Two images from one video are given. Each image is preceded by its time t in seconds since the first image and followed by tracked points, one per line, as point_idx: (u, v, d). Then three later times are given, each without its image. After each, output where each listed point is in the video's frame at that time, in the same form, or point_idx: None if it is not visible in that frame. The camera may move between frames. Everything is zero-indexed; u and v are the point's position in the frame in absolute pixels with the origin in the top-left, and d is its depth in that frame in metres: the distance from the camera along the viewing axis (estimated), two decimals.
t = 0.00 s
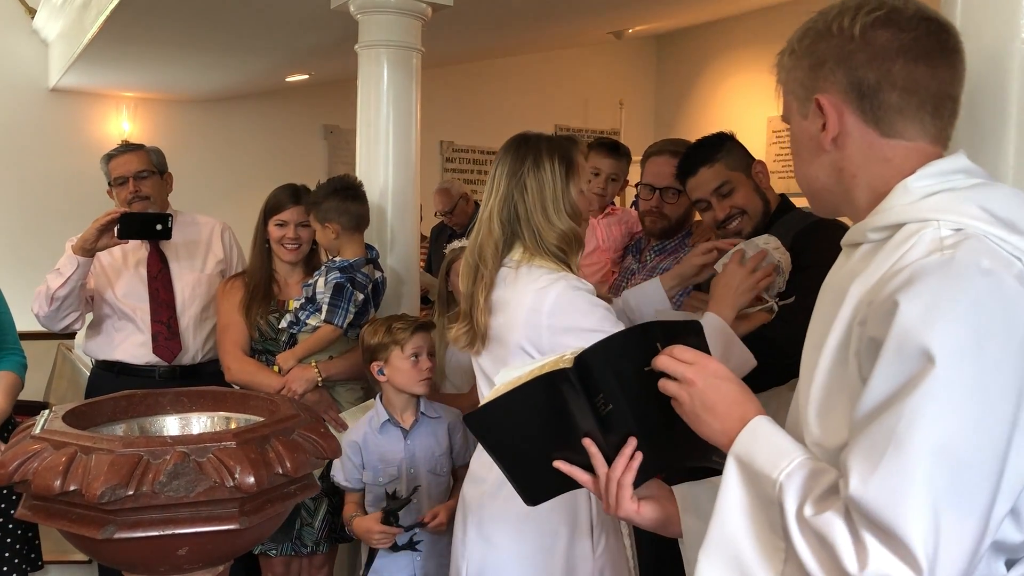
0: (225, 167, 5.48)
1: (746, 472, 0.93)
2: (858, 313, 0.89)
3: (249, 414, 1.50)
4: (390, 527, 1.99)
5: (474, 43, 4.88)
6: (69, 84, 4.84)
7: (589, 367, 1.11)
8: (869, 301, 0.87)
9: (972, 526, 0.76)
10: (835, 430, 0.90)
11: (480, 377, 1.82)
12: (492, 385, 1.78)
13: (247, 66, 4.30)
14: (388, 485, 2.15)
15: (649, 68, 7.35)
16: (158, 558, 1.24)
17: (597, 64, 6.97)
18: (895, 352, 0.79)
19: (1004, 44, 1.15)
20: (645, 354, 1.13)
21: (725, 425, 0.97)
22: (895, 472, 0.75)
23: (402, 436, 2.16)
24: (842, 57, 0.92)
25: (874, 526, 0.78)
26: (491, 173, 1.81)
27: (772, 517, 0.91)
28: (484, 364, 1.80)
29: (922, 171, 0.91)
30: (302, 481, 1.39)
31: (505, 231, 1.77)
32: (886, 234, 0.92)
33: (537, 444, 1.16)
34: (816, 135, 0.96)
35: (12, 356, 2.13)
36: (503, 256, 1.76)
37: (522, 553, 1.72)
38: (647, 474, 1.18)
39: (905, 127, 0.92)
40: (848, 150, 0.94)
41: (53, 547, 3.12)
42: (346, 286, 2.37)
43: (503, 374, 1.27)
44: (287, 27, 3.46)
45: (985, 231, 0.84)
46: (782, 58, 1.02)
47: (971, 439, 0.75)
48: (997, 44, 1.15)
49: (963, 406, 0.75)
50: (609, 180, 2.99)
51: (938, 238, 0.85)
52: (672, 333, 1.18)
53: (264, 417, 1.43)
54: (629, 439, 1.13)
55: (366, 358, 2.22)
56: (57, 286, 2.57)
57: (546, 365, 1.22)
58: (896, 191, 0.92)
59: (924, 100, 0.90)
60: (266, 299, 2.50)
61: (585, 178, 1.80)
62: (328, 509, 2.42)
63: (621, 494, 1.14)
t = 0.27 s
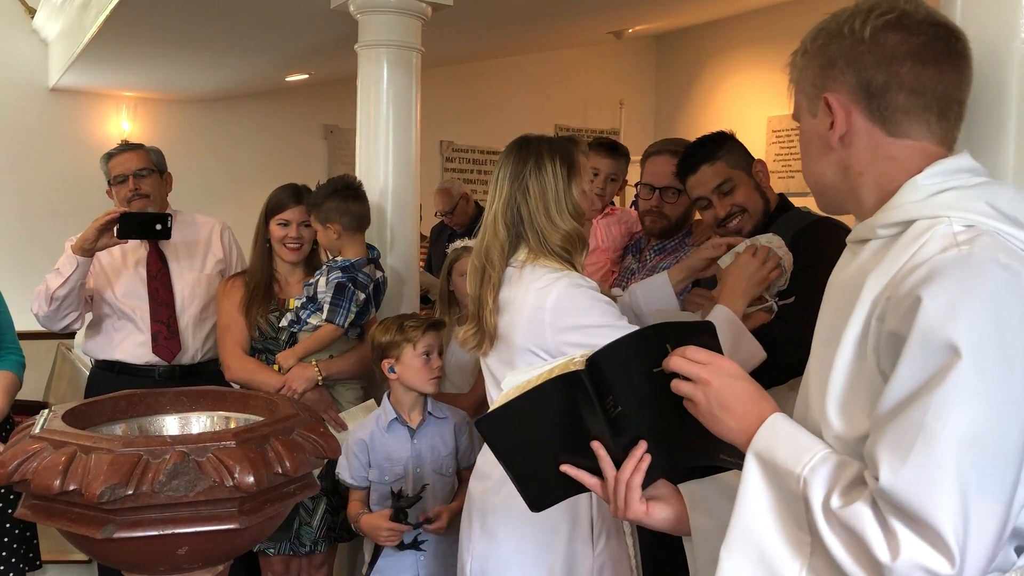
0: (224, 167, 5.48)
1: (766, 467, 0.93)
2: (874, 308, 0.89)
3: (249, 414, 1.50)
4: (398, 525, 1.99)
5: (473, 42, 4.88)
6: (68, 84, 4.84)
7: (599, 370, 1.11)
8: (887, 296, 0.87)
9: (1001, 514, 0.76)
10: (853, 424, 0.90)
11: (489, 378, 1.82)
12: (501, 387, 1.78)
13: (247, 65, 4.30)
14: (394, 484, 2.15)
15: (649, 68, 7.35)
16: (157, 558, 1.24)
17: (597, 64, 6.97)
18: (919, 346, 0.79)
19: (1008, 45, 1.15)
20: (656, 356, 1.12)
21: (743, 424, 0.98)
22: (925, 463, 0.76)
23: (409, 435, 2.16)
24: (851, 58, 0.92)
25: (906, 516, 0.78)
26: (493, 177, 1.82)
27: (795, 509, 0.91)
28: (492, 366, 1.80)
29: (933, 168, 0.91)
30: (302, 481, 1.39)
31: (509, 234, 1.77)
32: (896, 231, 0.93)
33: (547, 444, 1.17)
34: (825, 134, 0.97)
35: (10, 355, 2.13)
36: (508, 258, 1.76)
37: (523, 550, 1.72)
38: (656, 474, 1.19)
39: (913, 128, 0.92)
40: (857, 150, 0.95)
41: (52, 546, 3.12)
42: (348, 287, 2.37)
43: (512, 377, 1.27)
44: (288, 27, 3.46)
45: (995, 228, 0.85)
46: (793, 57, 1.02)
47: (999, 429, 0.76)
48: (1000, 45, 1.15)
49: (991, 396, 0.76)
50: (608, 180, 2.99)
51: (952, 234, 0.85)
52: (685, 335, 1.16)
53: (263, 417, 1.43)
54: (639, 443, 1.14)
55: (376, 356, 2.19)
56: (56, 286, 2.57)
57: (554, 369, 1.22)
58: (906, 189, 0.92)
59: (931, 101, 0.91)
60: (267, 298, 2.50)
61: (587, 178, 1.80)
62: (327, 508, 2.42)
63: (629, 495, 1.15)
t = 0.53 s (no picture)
0: (224, 167, 5.48)
1: (769, 469, 0.93)
2: (881, 310, 0.89)
3: (248, 414, 1.50)
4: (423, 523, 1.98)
5: (473, 42, 4.88)
6: (68, 84, 4.83)
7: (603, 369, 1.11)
8: (894, 299, 0.87)
9: (1002, 523, 0.76)
10: (858, 427, 0.90)
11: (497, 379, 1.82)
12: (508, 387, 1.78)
13: (247, 65, 4.30)
14: (416, 482, 2.17)
15: (648, 68, 7.35)
16: (156, 558, 1.24)
17: (597, 64, 6.97)
18: (923, 351, 0.79)
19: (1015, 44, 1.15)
20: (660, 355, 1.12)
21: (746, 425, 0.98)
22: (925, 471, 0.76)
23: (437, 434, 2.17)
24: (866, 54, 0.92)
25: (904, 524, 0.78)
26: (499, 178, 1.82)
27: (795, 513, 0.91)
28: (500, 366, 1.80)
29: (945, 168, 0.91)
30: (301, 480, 1.39)
31: (515, 235, 1.77)
32: (907, 231, 0.92)
33: (552, 443, 1.18)
34: (838, 131, 0.97)
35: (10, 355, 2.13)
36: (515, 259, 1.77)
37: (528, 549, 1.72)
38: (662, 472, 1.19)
39: (927, 126, 0.92)
40: (870, 147, 0.95)
41: (51, 547, 3.12)
42: (349, 286, 2.38)
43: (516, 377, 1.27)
44: (289, 26, 3.46)
45: (1007, 231, 0.85)
46: (807, 53, 1.02)
47: (1001, 438, 0.76)
48: (1008, 44, 1.15)
49: (993, 405, 0.76)
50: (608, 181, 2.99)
51: (962, 236, 0.85)
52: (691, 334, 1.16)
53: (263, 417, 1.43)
54: (645, 443, 1.14)
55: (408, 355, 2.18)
56: (56, 285, 2.57)
57: (559, 366, 1.22)
58: (919, 188, 0.92)
59: (946, 99, 0.90)
60: (267, 299, 2.50)
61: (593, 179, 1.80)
62: (328, 508, 2.42)
63: (633, 494, 1.15)
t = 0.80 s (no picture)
0: (224, 167, 5.47)
1: (767, 473, 0.94)
2: (885, 313, 0.89)
3: (248, 415, 1.50)
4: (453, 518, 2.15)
5: (472, 43, 4.89)
6: (68, 84, 4.84)
7: (607, 371, 1.11)
8: (897, 302, 0.87)
9: (995, 534, 0.76)
10: (859, 432, 0.90)
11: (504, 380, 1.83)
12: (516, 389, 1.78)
13: (247, 66, 4.30)
14: (462, 478, 2.27)
15: (648, 69, 7.36)
16: (156, 559, 1.24)
17: (597, 64, 6.97)
18: (921, 357, 0.79)
19: None
20: (665, 357, 1.12)
21: (747, 428, 0.98)
22: (916, 479, 0.76)
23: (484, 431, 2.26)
24: (880, 49, 0.92)
25: (894, 532, 0.78)
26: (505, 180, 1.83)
27: (791, 519, 0.92)
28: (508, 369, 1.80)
29: (957, 168, 0.90)
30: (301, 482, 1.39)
31: (521, 236, 1.78)
32: (916, 233, 0.92)
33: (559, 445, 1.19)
34: (850, 127, 0.97)
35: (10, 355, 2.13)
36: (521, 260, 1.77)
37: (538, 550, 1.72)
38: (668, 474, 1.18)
39: (940, 123, 0.91)
40: (883, 143, 0.94)
41: (51, 547, 3.12)
42: (351, 286, 2.38)
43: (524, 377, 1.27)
44: (290, 27, 3.46)
45: (1018, 234, 0.84)
46: (819, 49, 1.02)
47: (995, 448, 0.75)
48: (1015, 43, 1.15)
49: (987, 414, 0.75)
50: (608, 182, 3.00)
51: (969, 240, 0.85)
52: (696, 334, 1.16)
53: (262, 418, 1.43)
54: (655, 446, 1.14)
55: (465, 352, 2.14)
56: (56, 286, 2.57)
57: (565, 368, 1.22)
58: (929, 189, 0.91)
59: (962, 94, 0.90)
60: (268, 300, 2.50)
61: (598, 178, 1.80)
62: (330, 508, 2.43)
63: (640, 496, 1.15)
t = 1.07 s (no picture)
0: (223, 168, 5.48)
1: (766, 475, 0.94)
2: (888, 316, 0.89)
3: (247, 416, 1.50)
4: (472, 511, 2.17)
5: (472, 45, 4.89)
6: (68, 85, 4.84)
7: (614, 371, 1.12)
8: (899, 305, 0.87)
9: (991, 540, 0.76)
10: (860, 435, 0.91)
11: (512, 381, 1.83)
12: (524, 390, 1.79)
13: (246, 67, 4.30)
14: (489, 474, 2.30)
15: (648, 70, 7.36)
16: (156, 560, 1.24)
17: (597, 66, 6.98)
18: (918, 361, 0.80)
19: None
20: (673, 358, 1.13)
21: (750, 431, 0.98)
22: (909, 483, 0.76)
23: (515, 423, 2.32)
24: (888, 51, 0.92)
25: (886, 537, 0.79)
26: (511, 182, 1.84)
27: (789, 522, 0.92)
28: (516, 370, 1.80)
29: (966, 171, 0.90)
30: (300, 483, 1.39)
31: (528, 238, 1.78)
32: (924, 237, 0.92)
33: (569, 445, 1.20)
34: (858, 129, 0.97)
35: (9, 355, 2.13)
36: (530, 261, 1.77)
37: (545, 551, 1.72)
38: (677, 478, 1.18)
39: (949, 125, 0.91)
40: (891, 146, 0.95)
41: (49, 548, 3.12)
42: (351, 287, 2.38)
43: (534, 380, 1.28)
44: (291, 28, 3.47)
45: None
46: (826, 50, 1.02)
47: (990, 454, 0.76)
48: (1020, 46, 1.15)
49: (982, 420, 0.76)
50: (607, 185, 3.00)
51: (974, 244, 0.85)
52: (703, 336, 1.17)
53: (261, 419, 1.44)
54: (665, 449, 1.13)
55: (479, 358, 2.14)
56: (56, 287, 2.57)
57: (573, 370, 1.22)
58: (938, 192, 0.91)
59: (972, 95, 0.90)
60: (269, 301, 2.50)
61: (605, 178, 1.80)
62: (331, 509, 2.43)
63: (648, 499, 1.14)
